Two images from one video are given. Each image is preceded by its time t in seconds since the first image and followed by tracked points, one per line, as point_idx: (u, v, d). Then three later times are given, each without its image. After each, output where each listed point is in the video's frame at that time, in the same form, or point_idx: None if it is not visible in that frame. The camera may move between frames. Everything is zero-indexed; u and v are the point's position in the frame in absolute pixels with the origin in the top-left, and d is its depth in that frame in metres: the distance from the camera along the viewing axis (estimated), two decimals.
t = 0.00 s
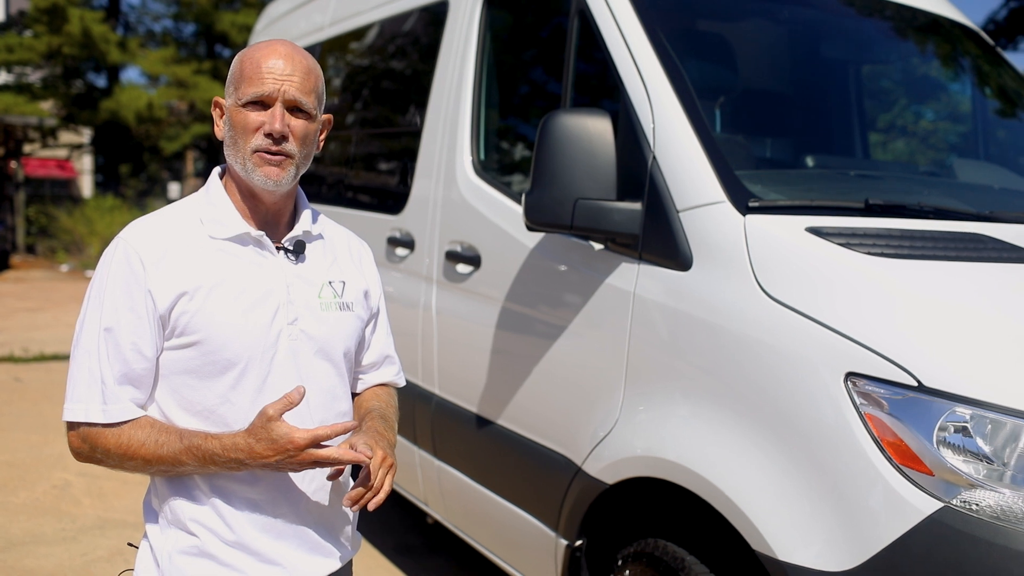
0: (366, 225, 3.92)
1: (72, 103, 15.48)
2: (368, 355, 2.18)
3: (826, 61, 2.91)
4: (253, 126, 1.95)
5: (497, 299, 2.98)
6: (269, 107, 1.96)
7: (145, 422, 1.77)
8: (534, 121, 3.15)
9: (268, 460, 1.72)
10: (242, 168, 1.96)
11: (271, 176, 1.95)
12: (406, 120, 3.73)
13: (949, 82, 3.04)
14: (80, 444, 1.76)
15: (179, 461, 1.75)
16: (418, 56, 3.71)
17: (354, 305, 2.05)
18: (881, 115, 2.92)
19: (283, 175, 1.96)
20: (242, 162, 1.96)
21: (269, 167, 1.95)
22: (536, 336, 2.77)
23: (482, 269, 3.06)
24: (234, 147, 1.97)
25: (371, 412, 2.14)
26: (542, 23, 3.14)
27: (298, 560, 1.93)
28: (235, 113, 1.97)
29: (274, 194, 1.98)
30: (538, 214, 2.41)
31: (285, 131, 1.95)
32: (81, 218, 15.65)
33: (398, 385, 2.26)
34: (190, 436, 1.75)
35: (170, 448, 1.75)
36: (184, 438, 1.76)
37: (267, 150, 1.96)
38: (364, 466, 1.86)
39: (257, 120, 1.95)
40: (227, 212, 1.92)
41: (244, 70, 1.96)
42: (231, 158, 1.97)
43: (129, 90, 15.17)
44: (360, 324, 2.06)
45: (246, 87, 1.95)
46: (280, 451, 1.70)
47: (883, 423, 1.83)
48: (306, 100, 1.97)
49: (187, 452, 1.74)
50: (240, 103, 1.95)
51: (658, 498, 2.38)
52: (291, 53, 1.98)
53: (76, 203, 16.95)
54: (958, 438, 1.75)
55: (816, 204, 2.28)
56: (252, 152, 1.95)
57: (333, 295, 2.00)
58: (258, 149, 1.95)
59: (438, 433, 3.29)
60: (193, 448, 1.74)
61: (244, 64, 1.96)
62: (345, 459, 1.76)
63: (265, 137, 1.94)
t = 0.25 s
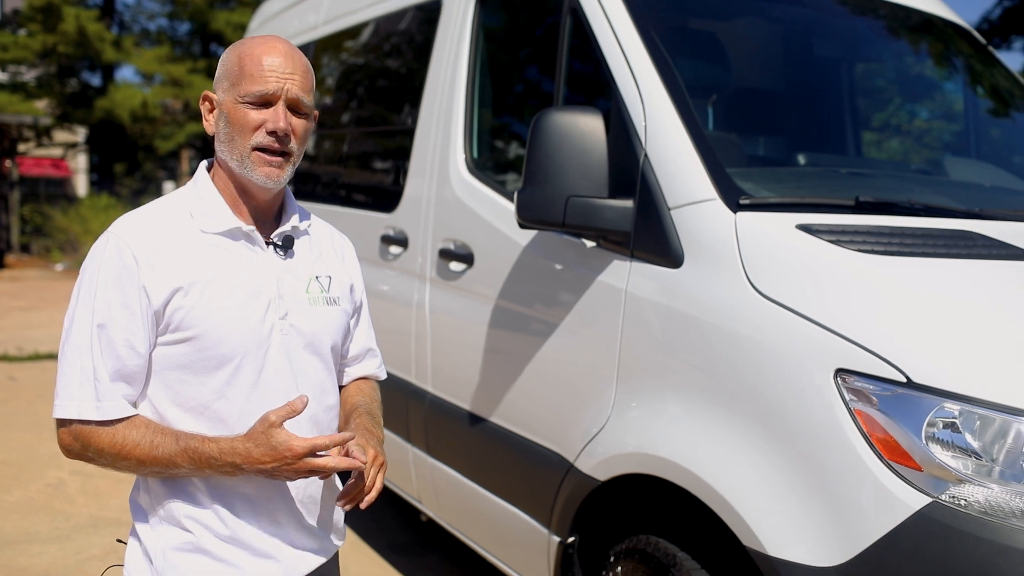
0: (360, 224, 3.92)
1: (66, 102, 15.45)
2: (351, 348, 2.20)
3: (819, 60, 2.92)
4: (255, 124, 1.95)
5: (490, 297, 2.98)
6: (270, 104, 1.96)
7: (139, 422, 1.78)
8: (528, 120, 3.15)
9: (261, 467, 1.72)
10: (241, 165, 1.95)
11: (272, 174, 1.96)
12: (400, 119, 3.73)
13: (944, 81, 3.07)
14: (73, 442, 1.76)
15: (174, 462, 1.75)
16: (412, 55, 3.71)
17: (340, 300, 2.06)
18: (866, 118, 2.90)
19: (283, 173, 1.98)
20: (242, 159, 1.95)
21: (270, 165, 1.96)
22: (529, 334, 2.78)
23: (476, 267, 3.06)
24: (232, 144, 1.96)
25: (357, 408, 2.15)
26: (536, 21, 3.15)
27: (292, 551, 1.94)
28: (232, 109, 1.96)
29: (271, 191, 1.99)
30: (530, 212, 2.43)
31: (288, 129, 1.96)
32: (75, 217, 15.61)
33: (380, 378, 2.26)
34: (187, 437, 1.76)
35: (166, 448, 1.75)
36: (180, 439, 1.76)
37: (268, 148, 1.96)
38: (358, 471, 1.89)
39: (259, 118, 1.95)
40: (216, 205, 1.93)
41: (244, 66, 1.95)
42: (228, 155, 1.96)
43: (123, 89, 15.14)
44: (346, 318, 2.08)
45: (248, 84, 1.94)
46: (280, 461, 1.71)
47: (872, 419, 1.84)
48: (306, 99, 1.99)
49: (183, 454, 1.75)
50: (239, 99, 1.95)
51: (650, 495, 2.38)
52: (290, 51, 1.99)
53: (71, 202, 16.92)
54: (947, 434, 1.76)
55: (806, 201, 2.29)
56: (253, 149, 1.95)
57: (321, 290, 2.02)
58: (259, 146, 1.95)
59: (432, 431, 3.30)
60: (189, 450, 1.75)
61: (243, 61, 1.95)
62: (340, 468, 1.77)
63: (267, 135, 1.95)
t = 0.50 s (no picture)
0: (354, 223, 3.91)
1: (61, 101, 15.42)
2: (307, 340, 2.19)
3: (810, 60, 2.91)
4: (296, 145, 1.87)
5: (484, 296, 2.98)
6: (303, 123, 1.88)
7: (173, 446, 1.67)
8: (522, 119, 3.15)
9: (293, 519, 1.76)
10: (269, 181, 1.87)
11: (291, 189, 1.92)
12: (395, 118, 3.72)
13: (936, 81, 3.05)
14: (99, 462, 1.62)
15: (219, 490, 1.69)
16: (407, 54, 3.71)
17: (311, 289, 2.08)
18: (860, 118, 2.90)
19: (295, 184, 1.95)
20: (272, 176, 1.86)
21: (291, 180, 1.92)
22: (522, 333, 2.78)
23: (469, 266, 3.06)
24: (263, 160, 1.84)
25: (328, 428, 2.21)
26: (531, 20, 3.15)
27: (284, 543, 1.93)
28: (274, 126, 1.82)
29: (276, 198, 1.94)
30: (521, 211, 2.43)
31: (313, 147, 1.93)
32: (70, 217, 15.58)
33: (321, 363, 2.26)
34: (231, 463, 1.72)
35: (213, 472, 1.68)
36: (224, 464, 1.71)
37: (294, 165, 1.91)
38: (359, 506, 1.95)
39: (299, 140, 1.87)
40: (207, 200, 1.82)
41: (292, 84, 1.82)
42: (257, 170, 1.84)
43: (118, 88, 15.11)
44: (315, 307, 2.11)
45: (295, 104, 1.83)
46: (314, 511, 1.76)
47: (865, 418, 1.83)
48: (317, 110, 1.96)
49: (230, 480, 1.70)
50: (286, 118, 1.82)
51: (642, 493, 2.38)
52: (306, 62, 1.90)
53: (65, 202, 16.89)
54: (938, 432, 1.76)
55: (798, 200, 2.29)
56: (285, 168, 1.88)
57: (297, 282, 2.02)
58: (290, 165, 1.88)
59: (425, 431, 3.29)
60: (238, 476, 1.71)
61: (285, 76, 1.82)
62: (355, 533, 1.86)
63: (300, 155, 1.89)
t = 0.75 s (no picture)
0: (349, 224, 3.90)
1: (57, 101, 15.38)
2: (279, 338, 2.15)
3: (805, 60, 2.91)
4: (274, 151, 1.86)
5: (479, 297, 2.97)
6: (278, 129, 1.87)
7: (255, 425, 1.72)
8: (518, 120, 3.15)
9: (372, 442, 1.84)
10: (246, 187, 1.85)
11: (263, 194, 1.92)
12: (391, 119, 3.72)
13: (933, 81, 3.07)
14: (206, 466, 1.64)
15: (312, 443, 1.77)
16: (403, 54, 3.70)
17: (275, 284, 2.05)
18: (856, 119, 2.89)
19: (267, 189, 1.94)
20: (249, 182, 1.85)
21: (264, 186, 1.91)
22: (517, 335, 2.77)
23: (465, 268, 3.05)
24: (242, 166, 1.83)
25: (325, 403, 2.26)
26: (526, 21, 3.14)
27: (275, 543, 1.94)
28: (255, 133, 1.80)
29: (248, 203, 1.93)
30: (517, 213, 2.42)
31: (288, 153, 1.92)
32: (66, 217, 15.55)
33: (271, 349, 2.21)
34: (310, 418, 1.79)
35: (302, 430, 1.76)
36: (304, 421, 1.78)
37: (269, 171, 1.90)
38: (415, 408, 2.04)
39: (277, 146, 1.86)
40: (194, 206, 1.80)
41: (273, 92, 1.81)
42: (236, 176, 1.83)
43: (115, 88, 15.08)
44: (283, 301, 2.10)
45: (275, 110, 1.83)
46: (385, 429, 1.84)
47: (860, 422, 1.83)
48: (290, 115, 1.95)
49: (317, 432, 1.78)
50: (267, 125, 1.81)
51: (637, 495, 2.38)
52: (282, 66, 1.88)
53: (61, 202, 16.85)
54: (933, 435, 1.75)
55: (794, 202, 2.28)
56: (261, 174, 1.87)
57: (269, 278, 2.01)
58: (266, 171, 1.88)
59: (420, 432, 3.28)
60: (321, 424, 1.79)
61: (265, 82, 1.81)
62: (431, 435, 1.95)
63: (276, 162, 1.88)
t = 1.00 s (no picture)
0: (346, 224, 3.88)
1: (54, 100, 15.35)
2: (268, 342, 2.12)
3: (805, 60, 2.89)
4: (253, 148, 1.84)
5: (477, 298, 2.95)
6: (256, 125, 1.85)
7: (284, 431, 1.72)
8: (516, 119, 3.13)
9: (387, 469, 1.83)
10: (226, 186, 1.83)
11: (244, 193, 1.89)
12: (389, 118, 3.69)
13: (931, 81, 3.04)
14: (237, 465, 1.63)
15: (337, 457, 1.76)
16: (401, 54, 3.68)
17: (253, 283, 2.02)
18: (855, 119, 2.86)
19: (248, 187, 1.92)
20: (229, 180, 1.83)
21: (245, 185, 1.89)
22: (515, 336, 2.75)
23: (462, 268, 3.03)
24: (223, 165, 1.81)
25: (312, 414, 2.23)
26: (524, 21, 3.12)
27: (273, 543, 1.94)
28: (234, 132, 1.78)
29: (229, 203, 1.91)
30: (514, 214, 2.40)
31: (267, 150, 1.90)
32: (64, 216, 15.53)
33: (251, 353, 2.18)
34: (337, 433, 1.79)
35: (329, 443, 1.76)
36: (332, 435, 1.78)
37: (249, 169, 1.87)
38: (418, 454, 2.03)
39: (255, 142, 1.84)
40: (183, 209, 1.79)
41: (251, 88, 1.79)
42: (217, 176, 1.81)
43: (112, 87, 15.07)
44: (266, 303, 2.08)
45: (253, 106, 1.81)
46: (402, 458, 1.84)
47: (861, 426, 1.81)
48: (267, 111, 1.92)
49: (342, 448, 1.77)
50: (246, 122, 1.79)
51: (635, 498, 2.36)
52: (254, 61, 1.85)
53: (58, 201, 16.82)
54: (936, 439, 1.74)
55: (794, 203, 2.26)
56: (241, 172, 1.85)
57: (251, 281, 1.99)
58: (246, 169, 1.86)
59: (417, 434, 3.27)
60: (347, 441, 1.79)
61: (241, 78, 1.78)
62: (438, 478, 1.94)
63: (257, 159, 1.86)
